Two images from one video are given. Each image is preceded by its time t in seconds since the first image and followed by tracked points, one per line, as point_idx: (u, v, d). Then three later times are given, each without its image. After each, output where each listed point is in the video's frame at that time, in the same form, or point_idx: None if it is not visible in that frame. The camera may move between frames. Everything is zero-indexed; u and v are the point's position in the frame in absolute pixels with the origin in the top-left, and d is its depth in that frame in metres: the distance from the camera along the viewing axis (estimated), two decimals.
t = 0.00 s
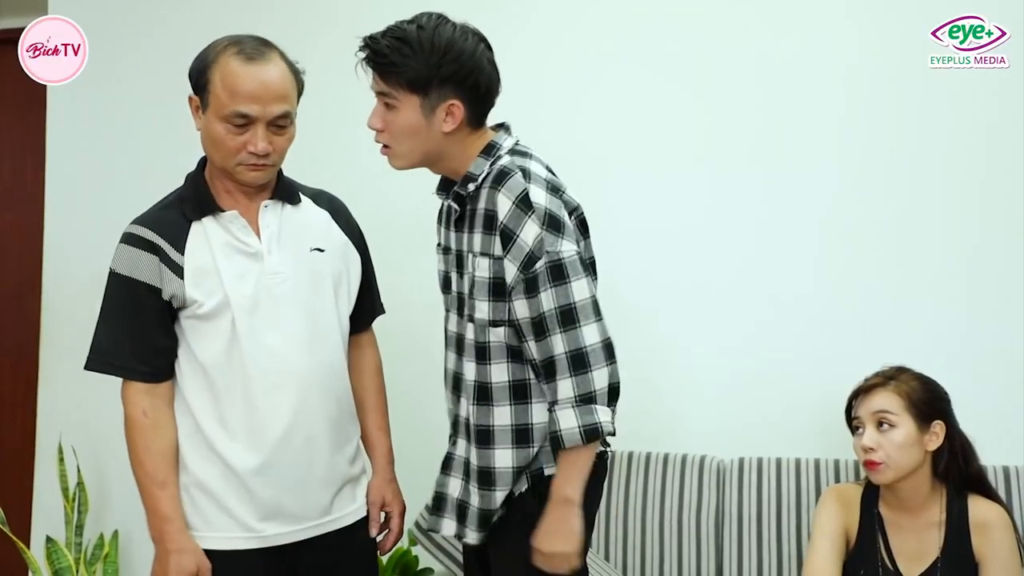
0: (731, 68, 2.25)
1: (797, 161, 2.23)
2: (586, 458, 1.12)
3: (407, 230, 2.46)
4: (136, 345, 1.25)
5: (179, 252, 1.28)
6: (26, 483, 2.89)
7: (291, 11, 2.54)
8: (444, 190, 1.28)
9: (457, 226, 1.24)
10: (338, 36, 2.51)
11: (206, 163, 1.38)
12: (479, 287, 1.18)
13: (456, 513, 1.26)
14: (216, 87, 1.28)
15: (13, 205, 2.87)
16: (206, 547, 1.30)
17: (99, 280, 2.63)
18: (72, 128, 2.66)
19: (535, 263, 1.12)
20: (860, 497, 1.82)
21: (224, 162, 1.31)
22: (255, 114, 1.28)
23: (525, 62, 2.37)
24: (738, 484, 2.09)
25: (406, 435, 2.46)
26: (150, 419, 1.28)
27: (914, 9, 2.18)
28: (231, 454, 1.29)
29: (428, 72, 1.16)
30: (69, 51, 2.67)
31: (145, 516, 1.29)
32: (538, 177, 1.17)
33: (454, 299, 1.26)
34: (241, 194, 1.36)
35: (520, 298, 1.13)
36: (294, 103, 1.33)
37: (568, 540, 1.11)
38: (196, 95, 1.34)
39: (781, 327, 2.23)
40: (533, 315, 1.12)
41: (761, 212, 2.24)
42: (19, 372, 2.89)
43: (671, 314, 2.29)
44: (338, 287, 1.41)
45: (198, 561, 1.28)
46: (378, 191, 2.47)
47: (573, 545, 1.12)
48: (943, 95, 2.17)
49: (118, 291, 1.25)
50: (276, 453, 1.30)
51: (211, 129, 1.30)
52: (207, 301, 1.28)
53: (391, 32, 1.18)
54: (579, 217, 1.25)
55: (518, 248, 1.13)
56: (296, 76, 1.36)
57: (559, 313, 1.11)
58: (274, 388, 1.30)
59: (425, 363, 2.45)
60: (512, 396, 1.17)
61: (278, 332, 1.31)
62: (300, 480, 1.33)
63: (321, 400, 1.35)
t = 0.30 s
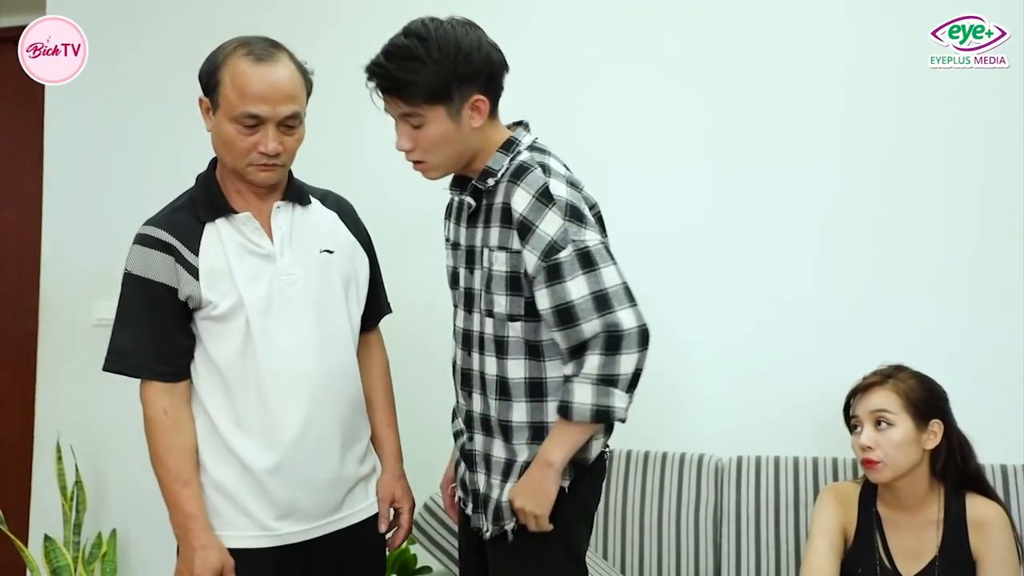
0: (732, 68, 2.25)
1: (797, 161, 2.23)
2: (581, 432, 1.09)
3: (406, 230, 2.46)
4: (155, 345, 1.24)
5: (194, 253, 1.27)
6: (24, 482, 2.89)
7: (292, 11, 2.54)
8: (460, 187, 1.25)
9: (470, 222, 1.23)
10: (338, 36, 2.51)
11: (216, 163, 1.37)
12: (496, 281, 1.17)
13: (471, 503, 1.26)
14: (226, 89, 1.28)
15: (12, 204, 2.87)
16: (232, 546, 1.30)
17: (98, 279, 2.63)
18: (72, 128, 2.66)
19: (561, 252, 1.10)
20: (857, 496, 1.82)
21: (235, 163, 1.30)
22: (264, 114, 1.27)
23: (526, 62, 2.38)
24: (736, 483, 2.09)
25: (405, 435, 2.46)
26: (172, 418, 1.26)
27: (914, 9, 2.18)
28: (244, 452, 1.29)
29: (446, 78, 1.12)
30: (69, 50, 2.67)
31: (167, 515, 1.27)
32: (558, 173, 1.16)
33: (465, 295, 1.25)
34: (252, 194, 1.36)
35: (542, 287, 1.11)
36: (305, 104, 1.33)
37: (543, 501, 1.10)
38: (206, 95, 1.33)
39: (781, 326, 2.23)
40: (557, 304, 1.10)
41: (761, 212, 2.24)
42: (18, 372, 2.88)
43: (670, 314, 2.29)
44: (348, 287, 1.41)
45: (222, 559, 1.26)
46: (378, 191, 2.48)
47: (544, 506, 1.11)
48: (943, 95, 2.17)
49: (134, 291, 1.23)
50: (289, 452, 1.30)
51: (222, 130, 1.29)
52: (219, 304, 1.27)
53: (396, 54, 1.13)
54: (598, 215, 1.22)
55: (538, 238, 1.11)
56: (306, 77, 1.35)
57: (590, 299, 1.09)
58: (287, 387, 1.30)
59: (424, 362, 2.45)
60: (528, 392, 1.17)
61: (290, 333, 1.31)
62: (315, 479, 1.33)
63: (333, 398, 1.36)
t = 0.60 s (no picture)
0: (732, 67, 2.25)
1: (796, 160, 2.23)
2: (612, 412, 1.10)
3: (405, 229, 2.46)
4: (158, 343, 1.24)
5: (197, 252, 1.27)
6: (20, 480, 2.88)
7: (291, 10, 2.54)
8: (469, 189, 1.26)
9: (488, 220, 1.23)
10: (338, 35, 2.50)
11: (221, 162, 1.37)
12: (519, 279, 1.17)
13: (461, 498, 1.26)
14: (235, 91, 1.27)
15: (9, 202, 2.86)
16: (242, 542, 1.29)
17: (95, 277, 2.62)
18: (70, 125, 2.65)
19: (595, 248, 1.10)
20: (854, 496, 1.83)
21: (243, 164, 1.30)
22: (274, 116, 1.27)
23: (526, 61, 2.38)
24: (733, 481, 2.10)
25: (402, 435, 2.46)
26: (177, 415, 1.27)
27: (914, 8, 2.18)
28: (248, 447, 1.29)
29: (474, 91, 1.11)
30: (69, 51, 2.65)
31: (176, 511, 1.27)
32: (583, 173, 1.17)
33: (474, 292, 1.26)
34: (257, 194, 1.36)
35: (580, 284, 1.11)
36: (313, 105, 1.32)
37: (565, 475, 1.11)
38: (213, 96, 1.32)
39: (778, 325, 2.24)
40: (600, 299, 1.09)
41: (761, 210, 2.24)
42: (13, 369, 2.88)
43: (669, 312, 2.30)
44: (351, 288, 1.40)
45: (230, 552, 1.26)
46: (377, 191, 2.48)
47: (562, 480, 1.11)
48: (943, 95, 2.17)
49: (137, 289, 1.24)
50: (292, 448, 1.30)
51: (230, 131, 1.28)
52: (220, 304, 1.27)
53: (422, 86, 1.10)
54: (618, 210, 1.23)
55: (570, 237, 1.11)
56: (313, 78, 1.35)
57: (629, 293, 1.09)
58: (292, 382, 1.30)
59: (422, 359, 2.45)
60: (552, 387, 1.17)
61: (292, 334, 1.31)
62: (320, 476, 1.33)
63: (338, 396, 1.35)
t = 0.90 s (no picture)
0: (732, 66, 2.25)
1: (794, 159, 2.23)
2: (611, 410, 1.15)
3: (403, 225, 2.46)
4: (142, 332, 1.23)
5: (185, 242, 1.26)
6: (13, 476, 2.88)
7: (290, 7, 2.53)
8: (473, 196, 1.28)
9: (496, 227, 1.24)
10: (336, 32, 2.50)
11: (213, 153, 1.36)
12: (537, 290, 1.19)
13: (466, 501, 1.27)
14: (232, 83, 1.26)
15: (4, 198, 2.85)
16: (211, 540, 1.29)
17: (90, 273, 2.61)
18: (67, 121, 2.65)
19: (615, 261, 1.13)
20: (847, 492, 1.83)
21: (238, 157, 1.29)
22: (270, 109, 1.27)
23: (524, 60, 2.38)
24: (727, 477, 2.10)
25: (398, 431, 2.46)
26: (154, 406, 1.26)
27: (914, 8, 2.18)
28: (225, 444, 1.28)
29: (497, 109, 1.09)
30: (69, 51, 2.65)
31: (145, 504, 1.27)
32: (599, 182, 1.19)
33: (480, 297, 1.27)
34: (249, 186, 1.35)
35: (603, 298, 1.13)
36: (309, 99, 1.32)
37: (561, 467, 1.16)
38: (207, 87, 1.31)
39: (777, 325, 2.24)
40: (621, 312, 1.12)
41: (759, 208, 2.25)
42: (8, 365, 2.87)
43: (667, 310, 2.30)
44: (340, 284, 1.39)
45: (195, 550, 1.26)
46: (375, 188, 2.47)
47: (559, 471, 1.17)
48: (943, 95, 2.17)
49: (121, 277, 1.23)
50: (270, 446, 1.30)
51: (225, 123, 1.28)
52: (208, 293, 1.27)
53: (449, 109, 1.07)
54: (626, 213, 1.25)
55: (592, 251, 1.13)
56: (309, 72, 1.34)
57: (649, 302, 1.12)
58: (273, 381, 1.29)
59: (419, 357, 2.44)
60: (563, 388, 1.21)
61: (278, 327, 1.30)
62: (295, 473, 1.32)
63: (319, 392, 1.35)
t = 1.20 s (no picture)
0: (732, 64, 2.25)
1: (792, 156, 2.23)
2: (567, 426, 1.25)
3: (401, 222, 2.45)
4: (124, 322, 1.22)
5: (168, 231, 1.25)
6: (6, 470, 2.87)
7: (289, 3, 2.51)
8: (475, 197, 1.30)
9: (497, 232, 1.28)
10: (334, 28, 2.48)
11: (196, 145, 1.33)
12: (541, 296, 1.25)
13: (461, 505, 1.31)
14: (230, 75, 1.25)
15: None
16: (195, 535, 1.28)
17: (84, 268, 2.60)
18: (62, 115, 2.63)
19: (609, 272, 1.21)
20: (841, 485, 1.83)
21: (232, 151, 1.27)
22: (270, 102, 1.26)
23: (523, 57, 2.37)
24: (721, 472, 2.10)
25: (394, 427, 2.45)
26: (137, 399, 1.24)
27: (915, 7, 2.17)
28: (212, 439, 1.27)
29: (520, 124, 1.12)
30: (69, 51, 2.63)
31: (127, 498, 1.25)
32: (608, 193, 1.26)
33: (473, 302, 1.30)
34: (236, 179, 1.32)
35: (593, 305, 1.22)
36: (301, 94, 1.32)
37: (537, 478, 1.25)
38: (197, 79, 1.28)
39: (776, 325, 2.24)
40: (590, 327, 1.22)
41: (759, 204, 2.25)
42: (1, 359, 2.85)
43: (666, 307, 2.30)
44: (325, 277, 1.37)
45: (180, 545, 1.25)
46: (372, 185, 2.47)
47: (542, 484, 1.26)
48: (942, 94, 2.17)
49: (102, 266, 1.21)
50: (256, 441, 1.29)
51: (220, 116, 1.26)
52: (194, 284, 1.25)
53: (475, 124, 1.09)
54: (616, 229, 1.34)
55: (596, 258, 1.21)
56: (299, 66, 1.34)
57: (620, 323, 1.22)
58: (259, 377, 1.28)
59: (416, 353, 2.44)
60: (546, 399, 1.28)
61: (263, 320, 1.29)
62: (280, 468, 1.31)
63: (305, 386, 1.33)
